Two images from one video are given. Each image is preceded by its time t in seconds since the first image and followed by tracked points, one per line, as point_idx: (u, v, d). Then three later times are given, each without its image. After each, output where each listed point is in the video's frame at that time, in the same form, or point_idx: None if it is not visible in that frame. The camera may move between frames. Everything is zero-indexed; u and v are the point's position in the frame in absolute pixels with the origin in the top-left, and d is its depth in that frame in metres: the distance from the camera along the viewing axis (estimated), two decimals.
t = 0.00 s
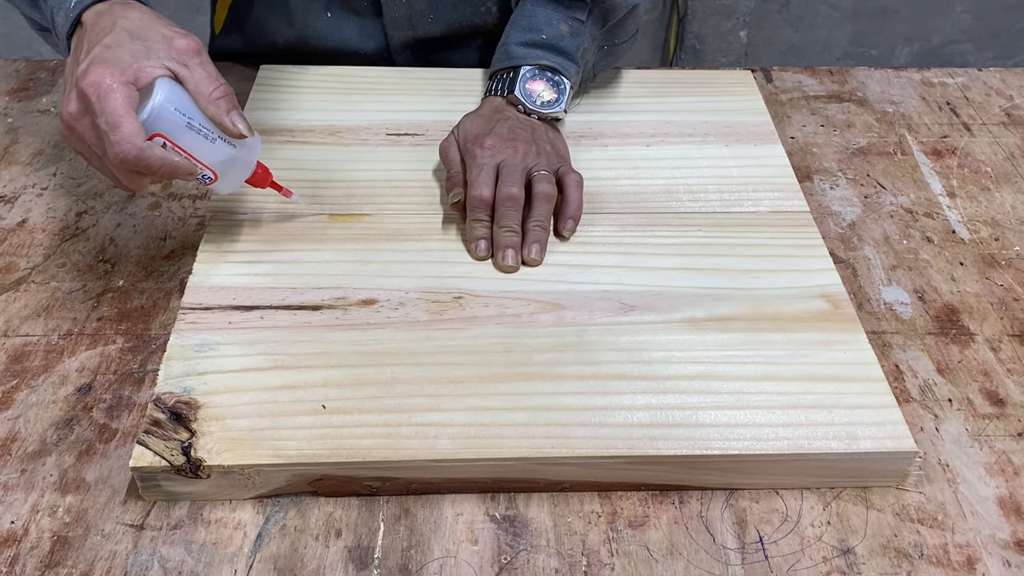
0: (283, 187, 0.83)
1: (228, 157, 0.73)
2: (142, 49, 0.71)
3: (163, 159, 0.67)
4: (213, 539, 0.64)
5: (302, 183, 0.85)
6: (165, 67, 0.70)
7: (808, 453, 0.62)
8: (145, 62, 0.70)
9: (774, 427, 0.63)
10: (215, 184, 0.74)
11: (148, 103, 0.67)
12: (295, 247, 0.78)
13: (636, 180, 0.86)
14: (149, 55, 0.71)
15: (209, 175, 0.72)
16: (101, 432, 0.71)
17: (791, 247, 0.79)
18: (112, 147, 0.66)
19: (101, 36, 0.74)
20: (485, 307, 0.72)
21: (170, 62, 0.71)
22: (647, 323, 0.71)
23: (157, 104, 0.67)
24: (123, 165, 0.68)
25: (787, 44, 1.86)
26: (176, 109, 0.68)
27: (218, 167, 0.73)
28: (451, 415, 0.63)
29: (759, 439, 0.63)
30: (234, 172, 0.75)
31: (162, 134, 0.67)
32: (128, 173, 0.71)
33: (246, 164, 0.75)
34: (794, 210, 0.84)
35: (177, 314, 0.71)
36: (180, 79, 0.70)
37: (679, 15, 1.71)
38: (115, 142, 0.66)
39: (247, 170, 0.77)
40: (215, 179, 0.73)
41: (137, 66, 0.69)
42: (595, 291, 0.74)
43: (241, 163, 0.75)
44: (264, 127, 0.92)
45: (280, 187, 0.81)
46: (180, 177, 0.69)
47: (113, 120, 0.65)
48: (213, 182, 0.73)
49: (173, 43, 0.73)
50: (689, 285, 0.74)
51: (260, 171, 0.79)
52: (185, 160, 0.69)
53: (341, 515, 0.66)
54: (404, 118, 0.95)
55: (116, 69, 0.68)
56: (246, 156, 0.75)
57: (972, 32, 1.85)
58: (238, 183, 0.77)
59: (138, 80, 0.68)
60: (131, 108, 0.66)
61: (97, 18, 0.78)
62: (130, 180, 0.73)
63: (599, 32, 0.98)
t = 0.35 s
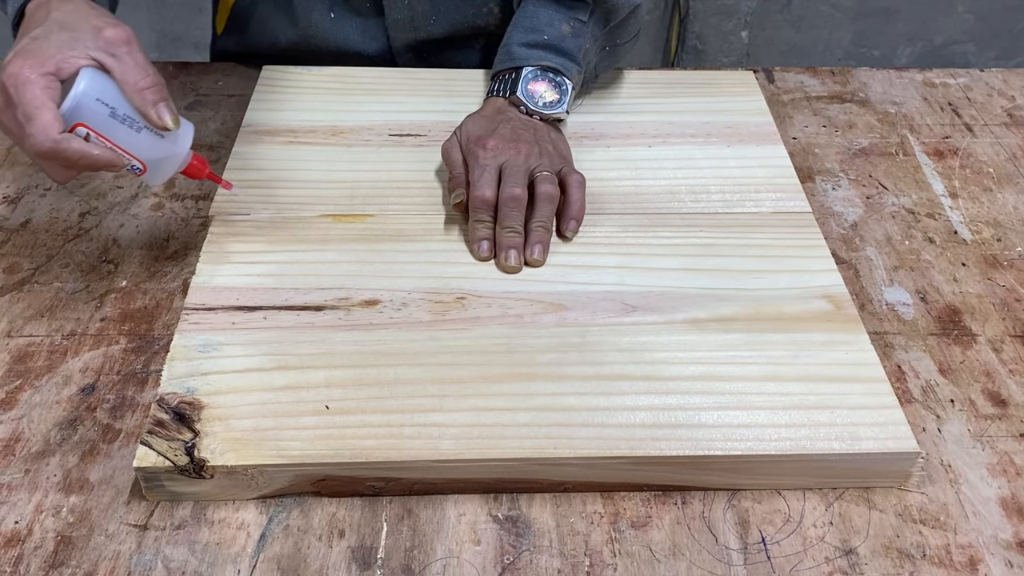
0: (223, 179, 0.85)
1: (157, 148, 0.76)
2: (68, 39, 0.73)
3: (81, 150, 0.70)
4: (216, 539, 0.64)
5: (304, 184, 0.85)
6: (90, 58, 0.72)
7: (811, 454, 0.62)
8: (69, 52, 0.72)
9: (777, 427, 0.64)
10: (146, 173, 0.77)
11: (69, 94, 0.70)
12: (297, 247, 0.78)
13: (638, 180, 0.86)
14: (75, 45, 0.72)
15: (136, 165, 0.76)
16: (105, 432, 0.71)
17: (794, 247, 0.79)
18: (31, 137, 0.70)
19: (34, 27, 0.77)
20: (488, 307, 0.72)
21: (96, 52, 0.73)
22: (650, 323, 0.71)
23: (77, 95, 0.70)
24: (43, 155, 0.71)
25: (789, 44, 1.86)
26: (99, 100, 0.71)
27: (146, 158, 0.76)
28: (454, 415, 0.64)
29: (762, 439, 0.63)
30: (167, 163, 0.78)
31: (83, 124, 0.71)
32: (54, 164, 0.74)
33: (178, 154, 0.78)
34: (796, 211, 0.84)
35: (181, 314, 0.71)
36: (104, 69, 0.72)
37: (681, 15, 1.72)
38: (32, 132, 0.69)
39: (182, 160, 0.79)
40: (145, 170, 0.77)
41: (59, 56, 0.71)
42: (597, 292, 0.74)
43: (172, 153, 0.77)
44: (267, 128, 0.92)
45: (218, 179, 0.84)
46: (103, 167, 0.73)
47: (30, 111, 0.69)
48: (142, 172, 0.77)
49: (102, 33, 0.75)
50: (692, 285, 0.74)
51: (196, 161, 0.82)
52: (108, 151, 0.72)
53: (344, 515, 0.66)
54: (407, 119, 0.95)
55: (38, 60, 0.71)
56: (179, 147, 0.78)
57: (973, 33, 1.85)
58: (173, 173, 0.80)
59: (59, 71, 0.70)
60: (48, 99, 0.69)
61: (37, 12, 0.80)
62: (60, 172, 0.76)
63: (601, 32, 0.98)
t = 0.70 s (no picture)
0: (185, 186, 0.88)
1: (121, 153, 0.78)
2: (36, 42, 0.75)
3: (42, 152, 0.72)
4: (217, 538, 0.64)
5: (304, 183, 0.85)
6: (56, 63, 0.74)
7: (812, 453, 0.62)
8: (36, 56, 0.73)
9: (778, 426, 0.64)
10: (109, 177, 0.80)
11: (34, 97, 0.72)
12: (298, 247, 0.78)
13: (639, 180, 0.86)
14: (42, 49, 0.74)
15: (98, 169, 0.78)
16: (106, 431, 0.71)
17: (795, 246, 0.79)
18: None
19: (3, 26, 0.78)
20: (488, 306, 0.72)
21: (62, 57, 0.74)
22: (651, 322, 0.71)
23: (42, 99, 0.72)
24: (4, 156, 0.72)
25: (790, 44, 1.86)
26: (63, 105, 0.73)
27: (108, 162, 0.78)
28: (455, 414, 0.64)
29: (764, 438, 0.63)
30: (128, 167, 0.80)
31: (45, 127, 0.73)
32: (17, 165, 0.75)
33: (141, 160, 0.80)
34: (797, 210, 0.84)
35: (181, 314, 0.71)
36: (70, 75, 0.74)
37: (682, 15, 1.72)
38: None
39: (145, 166, 0.82)
40: (107, 173, 0.79)
41: (26, 60, 0.73)
42: (598, 291, 0.74)
43: (135, 158, 0.80)
44: (267, 127, 0.92)
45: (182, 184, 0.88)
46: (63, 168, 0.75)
47: None
48: (105, 175, 0.79)
49: (70, 37, 0.76)
50: (693, 284, 0.74)
51: (161, 168, 0.84)
52: (69, 155, 0.74)
53: (345, 514, 0.66)
54: (407, 118, 0.95)
55: (4, 62, 0.72)
56: (142, 153, 0.80)
57: (974, 32, 1.85)
58: (137, 177, 0.82)
59: (24, 74, 0.72)
60: (12, 102, 0.71)
61: (6, 10, 0.81)
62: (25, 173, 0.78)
63: (602, 32, 0.98)
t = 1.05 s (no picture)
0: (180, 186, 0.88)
1: (117, 154, 0.78)
2: (32, 43, 0.75)
3: (38, 153, 0.72)
4: (216, 539, 0.64)
5: (304, 184, 0.85)
6: (52, 64, 0.74)
7: (812, 454, 0.62)
8: (32, 57, 0.74)
9: (777, 427, 0.63)
10: (104, 178, 0.79)
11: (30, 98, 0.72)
12: (298, 247, 0.78)
13: (639, 180, 0.86)
14: (38, 49, 0.74)
15: (94, 170, 0.78)
16: (105, 432, 0.71)
17: (794, 247, 0.79)
18: None
19: None
20: (488, 307, 0.72)
21: (59, 58, 0.75)
22: (651, 323, 0.71)
23: (38, 100, 0.72)
24: None
25: (790, 44, 1.86)
26: (59, 106, 0.73)
27: (104, 164, 0.77)
28: (454, 415, 0.64)
29: (763, 439, 0.63)
30: (124, 168, 0.80)
31: (41, 128, 0.72)
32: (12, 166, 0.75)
33: (137, 161, 0.80)
34: (797, 210, 0.83)
35: (181, 314, 0.71)
36: (67, 76, 0.74)
37: (682, 15, 1.72)
38: None
39: (140, 167, 0.81)
40: (102, 175, 0.79)
41: (23, 60, 0.73)
42: (598, 292, 0.74)
43: (131, 160, 0.79)
44: (267, 127, 0.92)
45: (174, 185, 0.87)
46: (58, 169, 0.75)
47: None
48: (100, 177, 0.79)
49: (66, 38, 0.77)
50: (692, 285, 0.74)
51: (156, 169, 0.84)
52: (64, 155, 0.74)
53: (344, 515, 0.66)
54: (407, 118, 0.95)
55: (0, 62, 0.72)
56: (138, 153, 0.80)
57: (975, 32, 1.85)
58: (133, 178, 0.82)
59: (21, 74, 0.73)
60: (8, 102, 0.71)
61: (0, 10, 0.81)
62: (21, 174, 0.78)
63: (601, 31, 0.98)
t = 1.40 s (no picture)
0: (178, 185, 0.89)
1: (114, 153, 0.78)
2: (31, 41, 0.75)
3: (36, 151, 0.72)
4: (213, 538, 0.64)
5: (302, 183, 0.85)
6: (51, 62, 0.74)
7: (810, 453, 0.62)
8: (31, 55, 0.74)
9: (775, 426, 0.63)
10: (101, 177, 0.79)
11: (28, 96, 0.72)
12: (296, 247, 0.78)
13: (637, 180, 0.86)
14: (37, 47, 0.75)
15: (92, 169, 0.78)
16: (102, 431, 0.71)
17: (792, 246, 0.79)
18: None
19: None
20: (486, 306, 0.72)
21: (57, 56, 0.75)
22: (649, 322, 0.70)
23: (36, 98, 0.72)
24: None
25: (789, 43, 1.86)
26: (57, 105, 0.73)
27: (101, 163, 0.77)
28: (452, 414, 0.64)
29: (761, 438, 0.63)
30: (121, 167, 0.80)
31: (39, 127, 0.72)
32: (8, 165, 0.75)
33: (136, 160, 0.80)
34: (795, 210, 0.83)
35: (178, 313, 0.71)
36: (66, 74, 0.74)
37: (681, 14, 1.72)
38: None
39: (138, 167, 0.81)
40: (100, 174, 0.78)
41: (21, 58, 0.73)
42: (596, 291, 0.74)
43: (129, 159, 0.79)
44: (265, 127, 0.92)
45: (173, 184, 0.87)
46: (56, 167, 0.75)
47: None
48: (98, 176, 0.79)
49: (65, 37, 0.77)
50: (690, 284, 0.74)
51: (155, 168, 0.84)
52: (62, 154, 0.74)
53: (342, 514, 0.66)
54: (405, 118, 0.95)
55: None
56: (136, 153, 0.80)
57: (974, 32, 1.85)
58: (130, 178, 0.82)
59: (20, 72, 0.72)
60: (7, 100, 0.70)
61: None
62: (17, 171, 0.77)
63: (600, 31, 0.98)
